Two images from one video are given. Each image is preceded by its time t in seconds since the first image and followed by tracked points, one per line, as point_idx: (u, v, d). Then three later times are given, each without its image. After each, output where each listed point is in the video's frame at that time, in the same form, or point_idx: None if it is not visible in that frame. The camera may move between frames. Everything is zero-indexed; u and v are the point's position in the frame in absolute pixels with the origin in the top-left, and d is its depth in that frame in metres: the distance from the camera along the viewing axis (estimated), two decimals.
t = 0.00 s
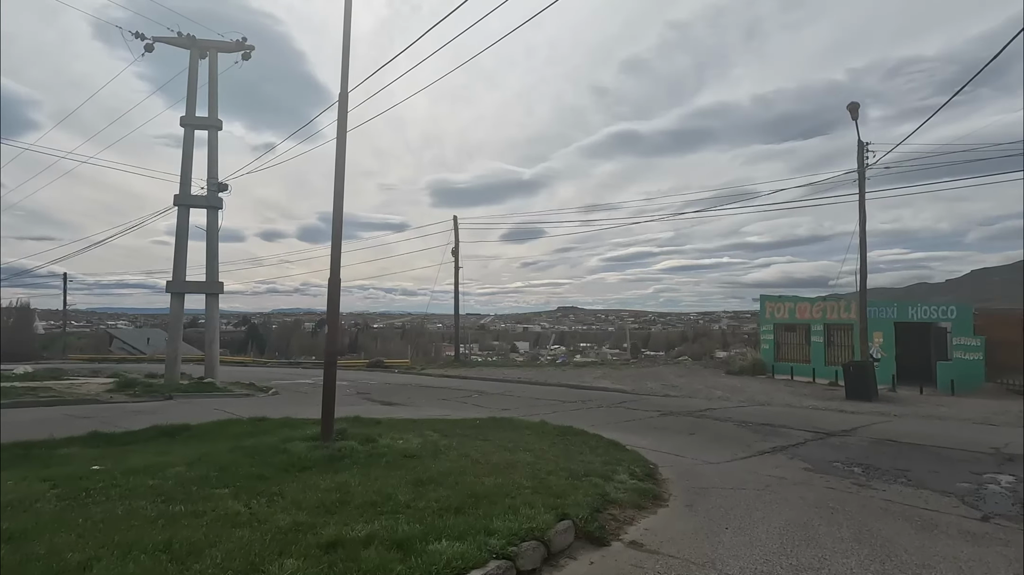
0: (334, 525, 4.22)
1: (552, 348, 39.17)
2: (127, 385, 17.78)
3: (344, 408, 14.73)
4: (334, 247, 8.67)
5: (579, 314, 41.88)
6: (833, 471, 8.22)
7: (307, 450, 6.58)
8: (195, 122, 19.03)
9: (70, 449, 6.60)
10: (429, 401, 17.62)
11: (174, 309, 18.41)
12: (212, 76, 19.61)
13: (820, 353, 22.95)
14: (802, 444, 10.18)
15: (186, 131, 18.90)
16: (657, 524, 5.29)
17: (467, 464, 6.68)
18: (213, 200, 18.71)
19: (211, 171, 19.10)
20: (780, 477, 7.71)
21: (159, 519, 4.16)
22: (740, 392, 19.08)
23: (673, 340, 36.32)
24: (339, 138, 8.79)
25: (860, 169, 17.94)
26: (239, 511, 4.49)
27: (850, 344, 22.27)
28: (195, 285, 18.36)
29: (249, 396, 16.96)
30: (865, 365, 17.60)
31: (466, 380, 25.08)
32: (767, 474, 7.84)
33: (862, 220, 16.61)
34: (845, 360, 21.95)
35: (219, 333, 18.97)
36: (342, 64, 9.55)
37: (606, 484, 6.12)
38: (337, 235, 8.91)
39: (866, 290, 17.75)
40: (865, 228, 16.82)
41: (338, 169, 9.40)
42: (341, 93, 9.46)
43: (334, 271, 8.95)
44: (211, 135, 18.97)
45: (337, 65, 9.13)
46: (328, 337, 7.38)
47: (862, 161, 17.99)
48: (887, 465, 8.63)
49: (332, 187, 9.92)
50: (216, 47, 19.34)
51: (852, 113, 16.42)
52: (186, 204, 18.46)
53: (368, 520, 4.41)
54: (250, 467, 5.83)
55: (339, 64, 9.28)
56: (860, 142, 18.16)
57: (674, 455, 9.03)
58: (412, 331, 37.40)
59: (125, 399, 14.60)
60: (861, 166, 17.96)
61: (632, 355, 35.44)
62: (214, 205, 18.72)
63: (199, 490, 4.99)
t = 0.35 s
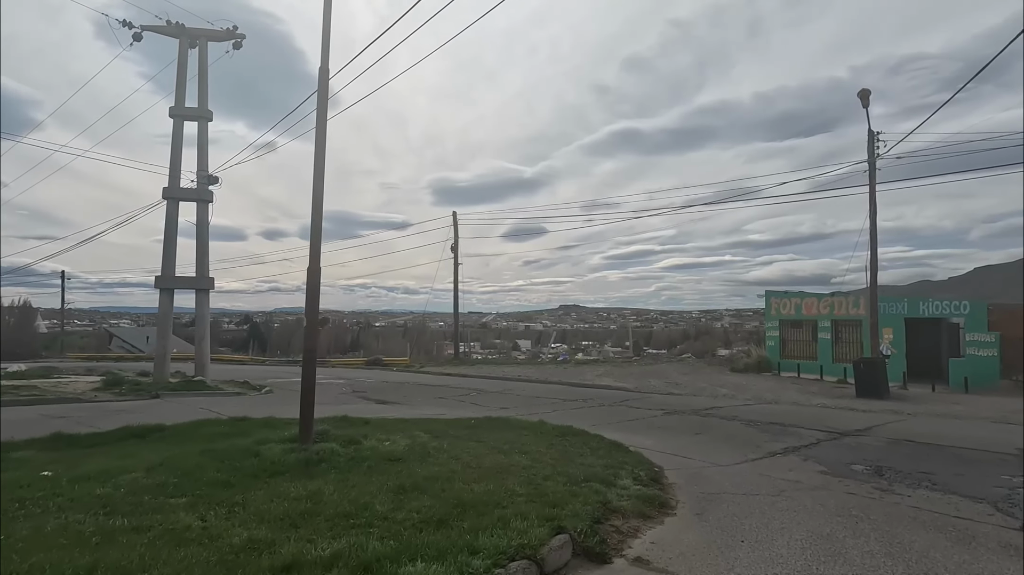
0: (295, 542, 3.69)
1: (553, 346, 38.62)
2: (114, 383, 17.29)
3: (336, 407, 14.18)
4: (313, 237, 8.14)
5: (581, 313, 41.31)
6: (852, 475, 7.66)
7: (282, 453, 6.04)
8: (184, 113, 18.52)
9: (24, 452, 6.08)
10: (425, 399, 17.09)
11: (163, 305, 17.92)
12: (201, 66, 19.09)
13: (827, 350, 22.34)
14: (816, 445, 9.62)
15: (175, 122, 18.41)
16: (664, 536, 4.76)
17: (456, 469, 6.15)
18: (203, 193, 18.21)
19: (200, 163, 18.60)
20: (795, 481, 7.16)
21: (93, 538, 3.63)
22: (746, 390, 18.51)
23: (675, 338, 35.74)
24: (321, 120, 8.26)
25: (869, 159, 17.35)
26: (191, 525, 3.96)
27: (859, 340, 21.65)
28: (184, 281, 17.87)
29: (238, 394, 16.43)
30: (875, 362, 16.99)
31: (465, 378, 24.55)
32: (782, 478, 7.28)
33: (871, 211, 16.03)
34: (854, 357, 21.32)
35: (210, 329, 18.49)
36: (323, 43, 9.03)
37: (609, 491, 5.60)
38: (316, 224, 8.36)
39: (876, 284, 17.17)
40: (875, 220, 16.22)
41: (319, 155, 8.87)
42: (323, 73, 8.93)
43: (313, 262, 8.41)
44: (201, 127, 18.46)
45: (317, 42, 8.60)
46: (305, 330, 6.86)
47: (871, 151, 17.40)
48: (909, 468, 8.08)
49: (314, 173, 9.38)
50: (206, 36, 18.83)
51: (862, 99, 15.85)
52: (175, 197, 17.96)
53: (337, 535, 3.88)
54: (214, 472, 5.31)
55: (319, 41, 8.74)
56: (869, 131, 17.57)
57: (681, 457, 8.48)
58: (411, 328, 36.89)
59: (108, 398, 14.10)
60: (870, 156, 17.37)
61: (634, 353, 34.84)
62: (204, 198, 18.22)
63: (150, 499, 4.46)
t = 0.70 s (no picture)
0: None
1: (553, 347, 38.11)
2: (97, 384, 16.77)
3: (323, 410, 13.68)
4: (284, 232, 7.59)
5: (581, 312, 40.79)
6: (865, 488, 7.13)
7: (241, 467, 5.49)
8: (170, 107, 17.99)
9: None
10: (417, 402, 16.57)
11: (147, 304, 17.37)
12: (188, 59, 18.54)
13: (831, 351, 21.78)
14: (823, 454, 9.08)
15: (161, 116, 17.86)
16: (660, 565, 4.24)
17: (434, 485, 5.62)
18: (189, 189, 17.67)
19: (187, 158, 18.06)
20: (805, 496, 6.62)
21: None
22: (748, 393, 17.98)
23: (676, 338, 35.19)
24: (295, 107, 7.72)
25: (875, 155, 16.79)
26: (115, 561, 3.45)
27: (864, 341, 21.09)
28: (170, 279, 17.34)
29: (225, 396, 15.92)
30: (881, 364, 16.41)
31: (462, 379, 24.03)
32: (789, 492, 6.75)
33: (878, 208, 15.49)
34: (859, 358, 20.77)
35: (197, 330, 17.97)
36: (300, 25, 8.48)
37: (602, 512, 5.07)
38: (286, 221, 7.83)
39: (882, 283, 16.64)
40: (881, 218, 15.65)
41: (293, 144, 8.32)
42: (299, 58, 8.40)
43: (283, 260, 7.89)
44: (187, 121, 17.93)
45: (289, 25, 8.05)
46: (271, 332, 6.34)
47: (877, 146, 16.85)
48: (925, 480, 7.55)
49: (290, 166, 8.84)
50: (193, 28, 18.30)
51: (869, 93, 15.28)
52: (160, 193, 17.42)
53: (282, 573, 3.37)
54: (162, 490, 4.78)
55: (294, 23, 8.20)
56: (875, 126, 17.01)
57: (681, 467, 7.95)
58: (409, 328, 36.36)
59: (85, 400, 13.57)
60: (876, 152, 16.82)
61: (633, 353, 34.28)
62: (190, 195, 17.69)
63: (78, 525, 3.94)
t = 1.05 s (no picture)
0: None
1: (552, 346, 37.74)
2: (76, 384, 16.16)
3: (308, 411, 13.12)
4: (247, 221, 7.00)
5: (579, 311, 40.27)
6: (878, 496, 6.61)
7: (193, 476, 4.95)
8: (152, 98, 17.36)
9: None
10: (408, 401, 16.03)
11: (128, 301, 16.79)
12: (170, 48, 17.93)
13: (832, 349, 21.32)
14: (830, 457, 8.56)
15: (142, 107, 17.28)
16: None
17: (407, 495, 5.10)
18: (171, 183, 17.09)
19: (169, 151, 17.46)
20: (814, 504, 6.12)
21: None
22: (748, 392, 17.47)
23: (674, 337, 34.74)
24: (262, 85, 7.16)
25: (879, 147, 16.29)
26: None
27: (866, 339, 20.63)
28: (151, 275, 16.74)
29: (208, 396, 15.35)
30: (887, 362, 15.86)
31: (456, 379, 23.48)
32: (796, 500, 6.25)
33: (881, 201, 14.97)
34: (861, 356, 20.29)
35: (181, 328, 17.40)
36: None
37: (591, 526, 4.56)
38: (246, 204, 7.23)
39: (885, 279, 16.14)
40: (885, 211, 15.14)
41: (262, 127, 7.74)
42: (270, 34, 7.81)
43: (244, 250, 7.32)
44: (169, 111, 17.32)
45: None
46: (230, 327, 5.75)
47: (881, 137, 16.33)
48: (941, 486, 7.03)
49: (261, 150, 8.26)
50: (175, 16, 17.70)
51: (873, 82, 14.77)
52: (141, 187, 16.81)
53: None
54: (93, 505, 4.21)
55: None
56: (879, 117, 16.49)
57: (680, 472, 7.43)
58: (404, 327, 35.86)
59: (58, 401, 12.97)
60: (880, 144, 16.31)
61: (631, 352, 33.76)
62: (173, 188, 17.09)
63: None
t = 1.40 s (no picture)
0: None
1: (550, 343, 37.26)
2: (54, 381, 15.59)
3: (291, 409, 12.56)
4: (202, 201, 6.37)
5: (578, 308, 39.71)
6: (894, 500, 6.11)
7: (136, 481, 4.42)
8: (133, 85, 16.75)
9: None
10: (398, 399, 15.52)
11: (108, 295, 16.16)
12: (152, 33, 17.31)
13: (834, 345, 20.84)
14: (839, 457, 8.05)
15: (123, 94, 16.65)
16: None
17: (376, 503, 4.57)
18: (154, 173, 16.50)
19: (151, 140, 16.86)
20: (827, 510, 5.62)
21: None
22: (750, 389, 16.95)
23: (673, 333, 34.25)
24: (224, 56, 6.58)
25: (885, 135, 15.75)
26: None
27: (869, 334, 20.15)
28: (132, 268, 16.16)
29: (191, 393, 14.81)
30: (892, 357, 15.36)
31: (451, 376, 22.92)
32: (806, 505, 5.75)
33: (888, 191, 14.39)
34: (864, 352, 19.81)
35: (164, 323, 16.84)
36: None
37: (579, 538, 4.05)
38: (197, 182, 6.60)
39: (891, 272, 15.60)
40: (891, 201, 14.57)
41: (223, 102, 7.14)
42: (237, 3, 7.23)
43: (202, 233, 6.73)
44: (151, 99, 16.71)
45: None
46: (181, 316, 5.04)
47: (887, 126, 15.79)
48: (961, 489, 6.52)
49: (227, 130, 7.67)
50: None
51: (880, 67, 14.21)
52: (122, 177, 16.22)
53: None
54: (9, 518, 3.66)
55: None
56: (884, 104, 15.94)
57: (679, 474, 6.91)
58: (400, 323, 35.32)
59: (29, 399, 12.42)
60: (885, 132, 15.78)
61: (630, 349, 33.22)
62: (155, 178, 16.50)
63: None
